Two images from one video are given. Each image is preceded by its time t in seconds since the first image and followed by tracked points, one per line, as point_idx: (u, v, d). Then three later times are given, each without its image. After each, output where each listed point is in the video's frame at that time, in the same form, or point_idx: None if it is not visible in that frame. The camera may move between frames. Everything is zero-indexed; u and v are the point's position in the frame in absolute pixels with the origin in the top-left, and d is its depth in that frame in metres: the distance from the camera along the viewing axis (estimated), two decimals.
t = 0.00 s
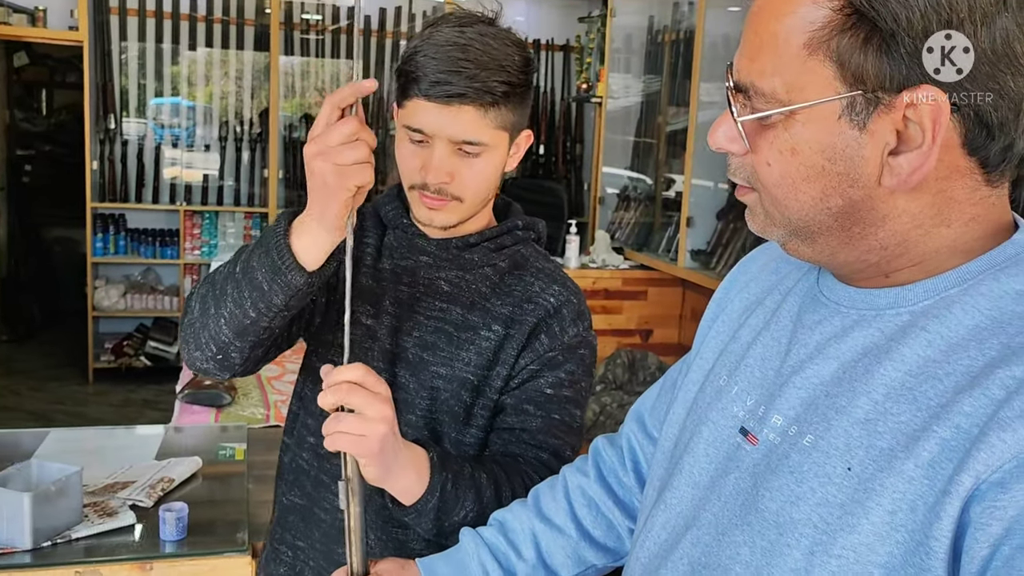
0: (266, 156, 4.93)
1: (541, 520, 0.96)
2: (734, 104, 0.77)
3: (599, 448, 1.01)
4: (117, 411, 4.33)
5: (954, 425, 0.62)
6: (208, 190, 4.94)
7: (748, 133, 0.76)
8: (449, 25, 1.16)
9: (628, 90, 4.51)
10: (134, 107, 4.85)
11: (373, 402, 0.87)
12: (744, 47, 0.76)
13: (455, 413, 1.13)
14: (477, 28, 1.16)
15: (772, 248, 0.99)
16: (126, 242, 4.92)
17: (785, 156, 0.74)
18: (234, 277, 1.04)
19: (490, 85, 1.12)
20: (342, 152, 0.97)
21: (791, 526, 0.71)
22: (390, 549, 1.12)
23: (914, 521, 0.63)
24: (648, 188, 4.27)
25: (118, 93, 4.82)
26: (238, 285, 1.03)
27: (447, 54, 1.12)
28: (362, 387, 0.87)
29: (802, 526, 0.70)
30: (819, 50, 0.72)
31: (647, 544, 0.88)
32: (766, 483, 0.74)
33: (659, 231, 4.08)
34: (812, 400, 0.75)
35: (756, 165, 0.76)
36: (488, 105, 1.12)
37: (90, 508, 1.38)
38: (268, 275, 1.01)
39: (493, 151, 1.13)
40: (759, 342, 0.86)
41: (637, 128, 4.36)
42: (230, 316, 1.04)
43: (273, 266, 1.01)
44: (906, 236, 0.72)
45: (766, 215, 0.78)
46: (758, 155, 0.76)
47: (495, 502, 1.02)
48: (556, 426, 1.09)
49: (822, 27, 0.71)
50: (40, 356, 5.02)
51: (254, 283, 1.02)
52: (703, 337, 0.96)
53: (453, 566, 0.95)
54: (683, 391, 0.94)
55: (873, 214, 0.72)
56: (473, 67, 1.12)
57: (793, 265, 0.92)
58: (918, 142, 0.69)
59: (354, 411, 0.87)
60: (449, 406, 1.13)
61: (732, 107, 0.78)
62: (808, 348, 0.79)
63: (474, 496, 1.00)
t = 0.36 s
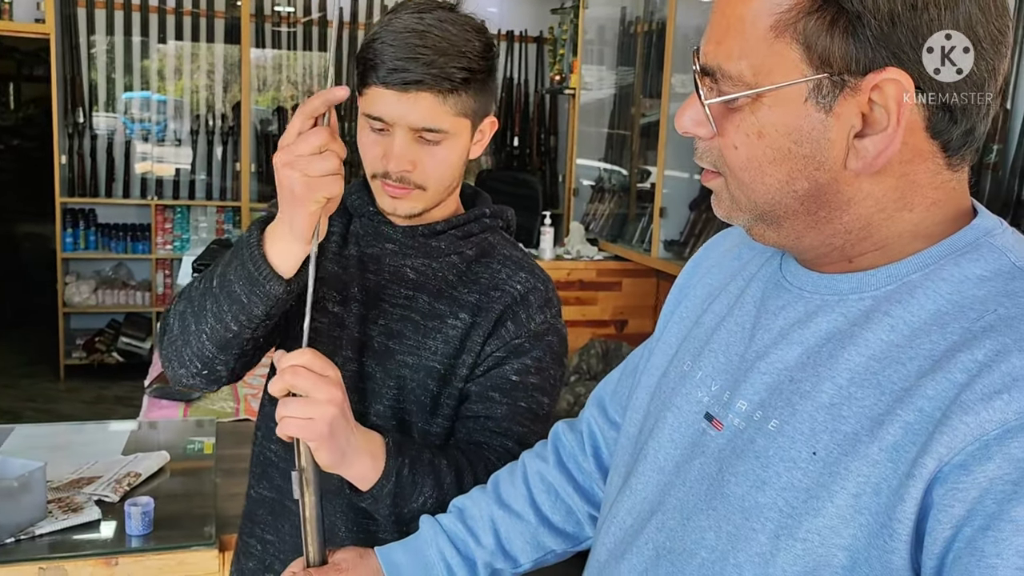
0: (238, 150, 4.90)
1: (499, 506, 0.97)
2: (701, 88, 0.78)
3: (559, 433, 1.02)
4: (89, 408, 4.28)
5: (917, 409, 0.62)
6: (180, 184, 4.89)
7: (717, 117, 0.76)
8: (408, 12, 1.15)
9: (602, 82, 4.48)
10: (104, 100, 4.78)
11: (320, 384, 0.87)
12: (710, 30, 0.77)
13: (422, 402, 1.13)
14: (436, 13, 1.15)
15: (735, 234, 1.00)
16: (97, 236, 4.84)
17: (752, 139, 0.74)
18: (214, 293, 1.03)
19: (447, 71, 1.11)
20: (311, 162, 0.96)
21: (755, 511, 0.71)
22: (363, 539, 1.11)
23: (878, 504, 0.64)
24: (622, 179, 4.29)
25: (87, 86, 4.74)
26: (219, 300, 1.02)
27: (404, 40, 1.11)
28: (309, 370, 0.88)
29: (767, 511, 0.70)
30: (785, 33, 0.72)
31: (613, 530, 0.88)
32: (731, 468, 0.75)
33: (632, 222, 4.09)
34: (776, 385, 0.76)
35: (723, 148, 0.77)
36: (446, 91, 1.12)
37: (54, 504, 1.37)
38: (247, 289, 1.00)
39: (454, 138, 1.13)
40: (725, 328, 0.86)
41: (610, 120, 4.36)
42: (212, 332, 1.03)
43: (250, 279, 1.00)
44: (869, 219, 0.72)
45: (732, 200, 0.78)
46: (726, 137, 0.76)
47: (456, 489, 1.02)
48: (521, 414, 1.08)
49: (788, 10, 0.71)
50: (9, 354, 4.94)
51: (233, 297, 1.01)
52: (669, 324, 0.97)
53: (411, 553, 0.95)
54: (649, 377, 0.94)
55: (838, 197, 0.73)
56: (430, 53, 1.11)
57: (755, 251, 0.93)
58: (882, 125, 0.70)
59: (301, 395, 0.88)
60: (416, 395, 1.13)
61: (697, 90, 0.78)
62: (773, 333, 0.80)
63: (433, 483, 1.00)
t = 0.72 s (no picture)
0: (221, 148, 4.86)
1: (486, 505, 0.98)
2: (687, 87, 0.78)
3: (545, 432, 1.02)
4: (71, 409, 4.24)
5: (902, 408, 0.63)
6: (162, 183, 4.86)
7: (703, 119, 0.77)
8: (403, 7, 1.16)
9: (586, 81, 4.49)
10: (84, 99, 4.73)
11: (307, 380, 0.87)
12: (695, 30, 0.77)
13: (412, 400, 1.12)
14: (428, 7, 1.16)
15: (718, 231, 1.01)
16: (78, 236, 4.81)
17: (739, 138, 0.75)
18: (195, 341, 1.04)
19: (440, 56, 1.12)
20: (268, 251, 0.92)
21: (740, 509, 0.72)
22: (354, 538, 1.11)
23: (863, 502, 0.64)
24: (606, 177, 4.30)
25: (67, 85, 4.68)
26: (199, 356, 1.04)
27: (397, 26, 1.12)
28: (296, 366, 0.88)
29: (752, 509, 0.71)
30: (772, 31, 0.72)
31: (597, 528, 0.89)
32: (717, 466, 0.75)
33: (617, 220, 4.10)
34: (761, 383, 0.76)
35: (710, 148, 0.77)
36: (438, 77, 1.12)
37: (36, 506, 1.35)
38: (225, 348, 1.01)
39: (444, 125, 1.13)
40: (709, 325, 0.87)
41: (594, 118, 4.37)
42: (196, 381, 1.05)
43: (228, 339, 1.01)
44: (855, 219, 0.73)
45: (718, 200, 0.79)
46: (712, 138, 0.77)
47: (445, 485, 1.02)
48: (512, 409, 1.08)
49: (775, 9, 0.72)
50: None
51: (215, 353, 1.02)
52: (655, 321, 0.97)
53: (399, 552, 0.95)
54: (634, 374, 0.95)
55: (825, 196, 0.73)
56: (423, 39, 1.12)
57: (740, 248, 0.94)
58: (869, 124, 0.70)
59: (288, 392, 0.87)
60: (406, 392, 1.13)
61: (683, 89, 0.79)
62: (758, 331, 0.81)
63: (422, 479, 1.00)
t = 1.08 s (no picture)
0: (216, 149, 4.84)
1: (480, 507, 0.96)
2: (685, 87, 0.77)
3: (540, 431, 1.01)
4: (65, 411, 4.22)
5: (900, 409, 0.62)
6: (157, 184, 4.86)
7: (702, 120, 0.76)
8: (406, 5, 1.14)
9: (583, 81, 4.50)
10: (79, 100, 4.73)
11: (297, 383, 0.84)
12: (692, 29, 0.76)
13: (413, 396, 1.11)
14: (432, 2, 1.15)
15: (714, 229, 1.00)
16: (72, 238, 4.77)
17: (739, 139, 0.74)
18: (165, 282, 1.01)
19: (444, 46, 1.11)
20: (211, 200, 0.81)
21: (736, 511, 0.71)
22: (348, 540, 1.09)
23: (860, 505, 0.64)
24: (603, 177, 4.29)
25: (61, 86, 4.70)
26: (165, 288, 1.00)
27: (403, 17, 1.10)
28: (285, 367, 0.85)
29: (748, 511, 0.70)
30: (771, 30, 0.71)
31: (591, 529, 0.88)
32: (712, 467, 0.74)
33: (613, 220, 4.09)
34: (758, 383, 0.76)
35: (709, 149, 0.76)
36: (443, 66, 1.11)
37: (26, 510, 1.34)
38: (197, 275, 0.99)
39: (449, 115, 1.11)
40: (705, 325, 0.86)
41: (590, 118, 4.37)
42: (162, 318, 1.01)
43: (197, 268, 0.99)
44: (857, 219, 0.72)
45: (717, 202, 0.78)
46: (712, 139, 0.76)
47: (438, 483, 1.01)
48: (511, 406, 1.08)
49: (775, 7, 0.70)
50: None
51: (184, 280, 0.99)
52: (651, 319, 0.96)
53: (392, 554, 0.95)
54: (629, 372, 0.94)
55: (826, 197, 0.72)
56: (428, 30, 1.10)
57: (736, 246, 0.93)
58: (872, 123, 0.69)
59: (278, 395, 0.85)
60: (407, 389, 1.11)
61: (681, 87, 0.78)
62: (755, 331, 0.80)
63: (415, 477, 1.00)
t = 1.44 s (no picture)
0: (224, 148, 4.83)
1: (488, 505, 0.95)
2: (694, 97, 0.74)
3: (549, 430, 1.00)
4: (74, 410, 4.23)
5: (917, 408, 0.61)
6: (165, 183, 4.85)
7: (716, 130, 0.73)
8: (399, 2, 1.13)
9: (590, 78, 4.48)
10: (86, 100, 4.71)
11: (307, 382, 0.84)
12: (693, 39, 0.73)
13: (418, 396, 1.10)
14: None
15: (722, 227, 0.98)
16: (81, 237, 4.80)
17: (755, 149, 0.71)
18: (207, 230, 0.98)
19: (438, 50, 1.10)
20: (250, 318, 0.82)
21: (748, 513, 0.69)
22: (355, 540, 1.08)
23: (877, 507, 0.62)
24: (610, 174, 4.27)
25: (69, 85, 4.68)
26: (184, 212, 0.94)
27: (396, 22, 1.09)
28: (295, 368, 0.84)
29: (760, 513, 0.69)
30: (783, 38, 0.68)
31: (599, 530, 0.87)
32: (723, 467, 0.73)
33: (621, 217, 4.07)
34: (770, 382, 0.74)
35: (722, 158, 0.73)
36: (439, 71, 1.09)
37: (31, 510, 1.33)
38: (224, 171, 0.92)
39: (447, 120, 1.10)
40: (714, 323, 0.85)
41: (598, 116, 4.35)
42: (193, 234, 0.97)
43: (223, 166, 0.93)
44: (876, 219, 0.70)
45: (734, 211, 0.75)
46: (726, 148, 0.73)
47: (445, 486, 1.00)
48: (518, 411, 1.08)
49: (784, 15, 0.68)
50: None
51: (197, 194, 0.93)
52: (659, 318, 0.94)
53: (400, 553, 0.93)
54: (638, 372, 0.92)
55: (847, 201, 0.70)
56: (421, 33, 1.09)
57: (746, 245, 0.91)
58: (892, 124, 0.67)
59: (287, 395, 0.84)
60: (410, 390, 1.10)
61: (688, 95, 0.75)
62: (766, 329, 0.78)
63: (422, 480, 0.98)
